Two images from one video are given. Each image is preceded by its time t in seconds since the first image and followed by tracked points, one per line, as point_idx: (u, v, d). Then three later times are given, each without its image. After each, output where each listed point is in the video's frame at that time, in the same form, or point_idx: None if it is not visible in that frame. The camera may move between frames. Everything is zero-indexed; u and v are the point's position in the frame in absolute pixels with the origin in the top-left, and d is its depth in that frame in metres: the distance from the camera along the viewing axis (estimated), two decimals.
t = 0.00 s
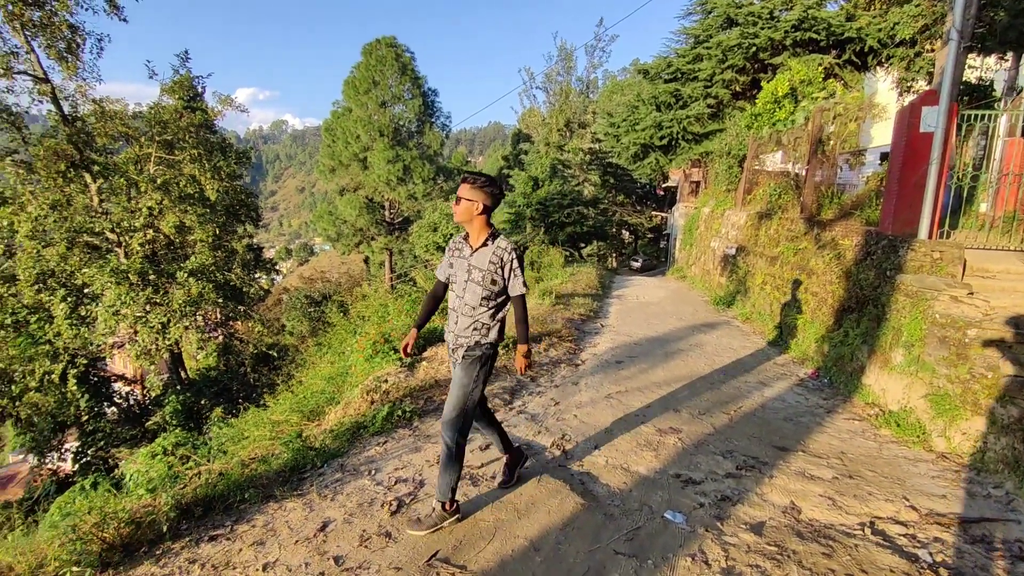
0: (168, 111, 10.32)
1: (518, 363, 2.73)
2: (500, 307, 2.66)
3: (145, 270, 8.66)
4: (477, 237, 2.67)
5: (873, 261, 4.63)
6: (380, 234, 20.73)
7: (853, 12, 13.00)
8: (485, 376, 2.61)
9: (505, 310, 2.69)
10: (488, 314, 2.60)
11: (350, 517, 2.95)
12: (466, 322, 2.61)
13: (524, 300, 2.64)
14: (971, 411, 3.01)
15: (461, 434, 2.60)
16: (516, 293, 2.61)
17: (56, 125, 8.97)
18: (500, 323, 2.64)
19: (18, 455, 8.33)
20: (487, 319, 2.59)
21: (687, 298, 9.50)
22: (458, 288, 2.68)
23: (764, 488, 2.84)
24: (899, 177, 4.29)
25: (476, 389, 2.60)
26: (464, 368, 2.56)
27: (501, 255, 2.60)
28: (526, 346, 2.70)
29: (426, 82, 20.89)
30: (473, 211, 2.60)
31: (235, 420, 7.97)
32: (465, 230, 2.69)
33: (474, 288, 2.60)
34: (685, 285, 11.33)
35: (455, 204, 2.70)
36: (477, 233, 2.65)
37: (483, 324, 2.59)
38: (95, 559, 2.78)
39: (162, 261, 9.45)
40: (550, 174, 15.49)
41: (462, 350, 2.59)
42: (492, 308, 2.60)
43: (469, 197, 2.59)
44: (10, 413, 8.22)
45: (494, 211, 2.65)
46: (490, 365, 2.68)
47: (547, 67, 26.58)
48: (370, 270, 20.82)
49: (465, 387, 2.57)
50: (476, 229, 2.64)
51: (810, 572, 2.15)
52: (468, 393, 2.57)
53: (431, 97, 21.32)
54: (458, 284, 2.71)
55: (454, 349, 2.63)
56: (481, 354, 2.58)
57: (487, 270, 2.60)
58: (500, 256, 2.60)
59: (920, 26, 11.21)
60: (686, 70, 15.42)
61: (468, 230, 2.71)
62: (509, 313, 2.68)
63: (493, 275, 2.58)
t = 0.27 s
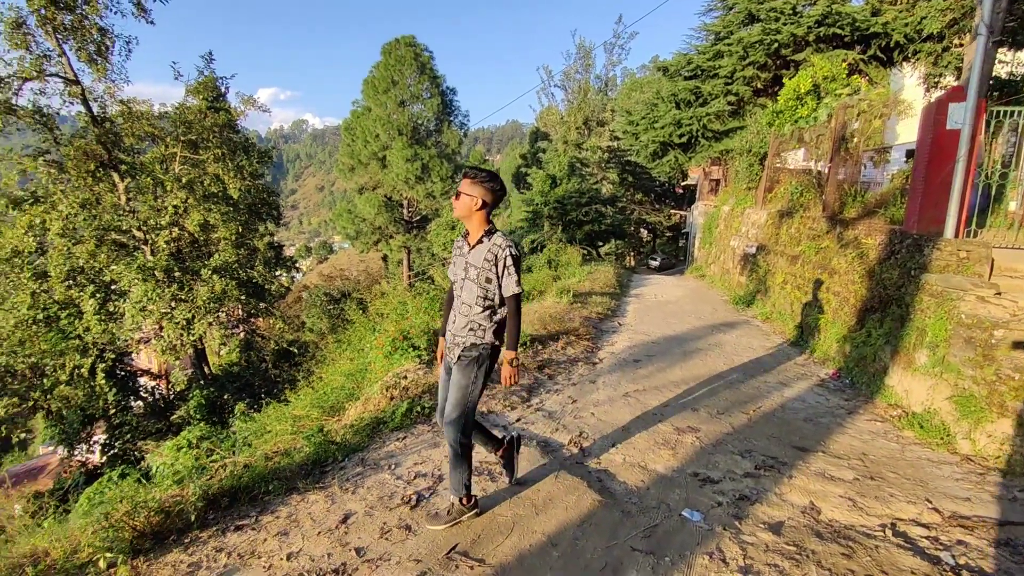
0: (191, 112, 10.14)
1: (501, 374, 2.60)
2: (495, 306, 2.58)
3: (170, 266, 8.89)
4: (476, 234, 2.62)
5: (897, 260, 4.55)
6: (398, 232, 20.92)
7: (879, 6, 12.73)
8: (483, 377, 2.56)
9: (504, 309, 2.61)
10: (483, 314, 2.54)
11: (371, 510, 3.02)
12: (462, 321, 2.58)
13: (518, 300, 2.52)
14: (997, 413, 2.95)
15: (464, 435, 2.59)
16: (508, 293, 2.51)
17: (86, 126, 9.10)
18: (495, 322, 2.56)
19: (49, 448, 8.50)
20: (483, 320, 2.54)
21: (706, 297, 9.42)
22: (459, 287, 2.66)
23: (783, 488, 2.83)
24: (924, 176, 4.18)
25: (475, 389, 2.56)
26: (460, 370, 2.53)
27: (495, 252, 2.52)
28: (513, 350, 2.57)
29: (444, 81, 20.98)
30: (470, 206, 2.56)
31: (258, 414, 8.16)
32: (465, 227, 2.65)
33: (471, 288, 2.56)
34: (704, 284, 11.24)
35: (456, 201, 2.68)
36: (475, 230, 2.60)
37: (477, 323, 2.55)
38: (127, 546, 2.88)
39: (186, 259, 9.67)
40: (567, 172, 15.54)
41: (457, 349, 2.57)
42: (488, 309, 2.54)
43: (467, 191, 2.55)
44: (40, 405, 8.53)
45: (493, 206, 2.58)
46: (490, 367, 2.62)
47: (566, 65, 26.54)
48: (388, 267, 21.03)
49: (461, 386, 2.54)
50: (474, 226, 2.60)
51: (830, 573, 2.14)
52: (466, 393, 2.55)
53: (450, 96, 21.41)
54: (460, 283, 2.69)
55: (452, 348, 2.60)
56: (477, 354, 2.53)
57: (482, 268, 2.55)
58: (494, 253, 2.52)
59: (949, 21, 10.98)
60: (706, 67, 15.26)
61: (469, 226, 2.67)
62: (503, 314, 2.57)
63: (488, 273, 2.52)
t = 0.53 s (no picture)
0: (218, 113, 10.37)
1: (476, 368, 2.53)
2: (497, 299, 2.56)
3: (198, 266, 9.00)
4: (479, 227, 2.65)
5: (924, 259, 4.46)
6: (419, 232, 21.12)
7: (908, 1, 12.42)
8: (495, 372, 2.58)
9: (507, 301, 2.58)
10: (486, 307, 2.56)
11: (395, 504, 3.09)
12: (469, 315, 2.61)
13: (511, 290, 2.46)
14: None
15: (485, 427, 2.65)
16: (501, 283, 2.47)
17: (119, 129, 9.40)
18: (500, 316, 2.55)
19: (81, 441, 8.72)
20: (484, 313, 2.55)
21: (728, 297, 9.31)
22: (467, 283, 2.71)
23: (806, 488, 2.81)
24: (954, 173, 4.07)
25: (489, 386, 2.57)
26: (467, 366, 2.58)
27: (493, 243, 2.53)
28: (494, 342, 2.46)
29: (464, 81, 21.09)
30: (470, 199, 2.61)
31: (283, 410, 8.35)
32: (471, 222, 2.71)
33: (475, 282, 2.61)
34: (726, 284, 11.10)
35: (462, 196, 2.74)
36: (477, 223, 2.65)
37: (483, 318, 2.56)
38: (162, 534, 2.99)
39: (213, 259, 9.69)
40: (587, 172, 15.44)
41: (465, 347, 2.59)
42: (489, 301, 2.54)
43: (467, 184, 2.60)
44: (68, 400, 8.58)
45: (493, 198, 2.61)
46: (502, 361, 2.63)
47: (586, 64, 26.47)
48: (409, 267, 21.25)
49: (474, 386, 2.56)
50: (476, 220, 2.64)
51: (853, 573, 2.13)
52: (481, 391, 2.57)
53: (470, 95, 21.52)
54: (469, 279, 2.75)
55: (459, 345, 2.63)
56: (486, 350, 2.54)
57: (481, 261, 2.58)
58: (492, 245, 2.52)
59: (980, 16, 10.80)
60: (728, 64, 15.09)
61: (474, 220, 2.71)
62: (493, 306, 2.52)
63: (485, 266, 2.54)
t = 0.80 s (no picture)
0: (247, 115, 10.69)
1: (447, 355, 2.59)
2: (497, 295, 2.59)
3: (227, 264, 9.04)
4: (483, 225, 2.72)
5: (957, 258, 4.36)
6: (441, 231, 21.33)
7: None
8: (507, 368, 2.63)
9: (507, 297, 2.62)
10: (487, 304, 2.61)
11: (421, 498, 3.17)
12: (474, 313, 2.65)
13: (505, 283, 2.51)
14: None
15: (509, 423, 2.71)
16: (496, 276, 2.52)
17: (151, 131, 9.78)
18: (507, 312, 2.60)
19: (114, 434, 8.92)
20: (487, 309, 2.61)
21: (753, 297, 9.18)
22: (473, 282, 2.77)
23: (832, 489, 2.79)
24: (988, 170, 3.89)
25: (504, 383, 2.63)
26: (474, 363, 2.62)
27: (495, 240, 2.59)
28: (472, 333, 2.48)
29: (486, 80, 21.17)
30: (472, 199, 2.67)
31: (310, 406, 8.56)
32: (476, 221, 2.78)
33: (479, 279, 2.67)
34: (750, 283, 10.93)
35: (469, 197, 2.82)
36: (480, 222, 2.71)
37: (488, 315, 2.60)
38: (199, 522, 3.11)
39: (242, 258, 9.81)
40: (610, 170, 15.27)
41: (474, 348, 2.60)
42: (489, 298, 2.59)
43: (469, 183, 2.67)
44: (104, 394, 8.57)
45: (497, 197, 2.66)
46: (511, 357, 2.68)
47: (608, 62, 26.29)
48: (430, 265, 21.47)
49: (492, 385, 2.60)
50: (480, 219, 2.71)
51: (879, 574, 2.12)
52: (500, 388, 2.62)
53: (492, 94, 21.60)
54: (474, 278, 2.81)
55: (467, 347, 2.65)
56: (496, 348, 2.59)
57: (485, 258, 2.64)
58: (492, 241, 2.60)
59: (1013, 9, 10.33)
60: (754, 60, 14.87)
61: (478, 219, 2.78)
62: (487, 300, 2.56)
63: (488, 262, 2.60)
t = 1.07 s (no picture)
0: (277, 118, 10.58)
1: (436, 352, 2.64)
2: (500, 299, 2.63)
3: (258, 264, 8.80)
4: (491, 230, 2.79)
5: (993, 259, 4.25)
6: (465, 231, 21.53)
7: None
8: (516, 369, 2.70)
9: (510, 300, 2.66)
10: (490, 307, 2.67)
11: (449, 491, 3.26)
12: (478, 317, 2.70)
13: (504, 287, 2.54)
14: None
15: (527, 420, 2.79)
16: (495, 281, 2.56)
17: (186, 134, 9.85)
18: (510, 315, 2.65)
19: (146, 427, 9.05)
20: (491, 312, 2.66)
21: (780, 298, 9.03)
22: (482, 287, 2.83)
23: (861, 492, 2.77)
24: None
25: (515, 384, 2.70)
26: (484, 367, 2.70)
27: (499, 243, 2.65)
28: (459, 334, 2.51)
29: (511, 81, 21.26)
30: (480, 205, 2.76)
31: (338, 403, 8.78)
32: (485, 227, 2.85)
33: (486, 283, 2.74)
34: (778, 284, 10.74)
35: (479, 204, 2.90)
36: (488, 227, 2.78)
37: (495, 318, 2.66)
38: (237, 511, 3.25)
39: (271, 258, 9.52)
40: (635, 170, 15.13)
41: (485, 354, 2.66)
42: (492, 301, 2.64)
43: (478, 190, 2.76)
44: (140, 389, 8.46)
45: (504, 203, 2.74)
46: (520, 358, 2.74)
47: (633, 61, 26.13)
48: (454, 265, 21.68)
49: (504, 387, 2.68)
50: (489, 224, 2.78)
51: None
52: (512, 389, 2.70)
53: (516, 95, 21.68)
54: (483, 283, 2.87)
55: (476, 354, 2.69)
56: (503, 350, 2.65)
57: (490, 262, 2.71)
58: (496, 245, 2.67)
59: None
60: (783, 57, 14.66)
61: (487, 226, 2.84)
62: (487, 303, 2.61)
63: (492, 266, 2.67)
